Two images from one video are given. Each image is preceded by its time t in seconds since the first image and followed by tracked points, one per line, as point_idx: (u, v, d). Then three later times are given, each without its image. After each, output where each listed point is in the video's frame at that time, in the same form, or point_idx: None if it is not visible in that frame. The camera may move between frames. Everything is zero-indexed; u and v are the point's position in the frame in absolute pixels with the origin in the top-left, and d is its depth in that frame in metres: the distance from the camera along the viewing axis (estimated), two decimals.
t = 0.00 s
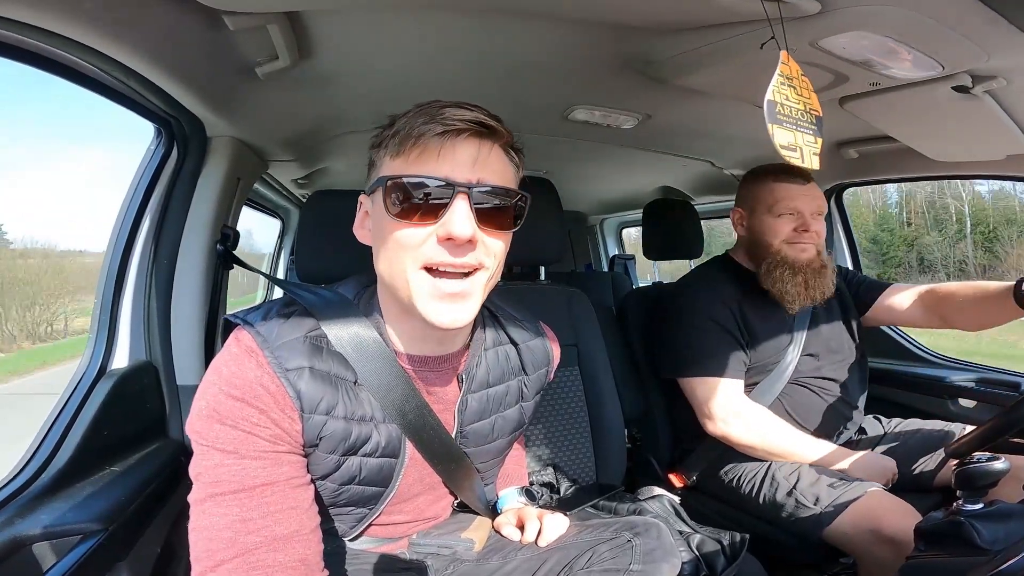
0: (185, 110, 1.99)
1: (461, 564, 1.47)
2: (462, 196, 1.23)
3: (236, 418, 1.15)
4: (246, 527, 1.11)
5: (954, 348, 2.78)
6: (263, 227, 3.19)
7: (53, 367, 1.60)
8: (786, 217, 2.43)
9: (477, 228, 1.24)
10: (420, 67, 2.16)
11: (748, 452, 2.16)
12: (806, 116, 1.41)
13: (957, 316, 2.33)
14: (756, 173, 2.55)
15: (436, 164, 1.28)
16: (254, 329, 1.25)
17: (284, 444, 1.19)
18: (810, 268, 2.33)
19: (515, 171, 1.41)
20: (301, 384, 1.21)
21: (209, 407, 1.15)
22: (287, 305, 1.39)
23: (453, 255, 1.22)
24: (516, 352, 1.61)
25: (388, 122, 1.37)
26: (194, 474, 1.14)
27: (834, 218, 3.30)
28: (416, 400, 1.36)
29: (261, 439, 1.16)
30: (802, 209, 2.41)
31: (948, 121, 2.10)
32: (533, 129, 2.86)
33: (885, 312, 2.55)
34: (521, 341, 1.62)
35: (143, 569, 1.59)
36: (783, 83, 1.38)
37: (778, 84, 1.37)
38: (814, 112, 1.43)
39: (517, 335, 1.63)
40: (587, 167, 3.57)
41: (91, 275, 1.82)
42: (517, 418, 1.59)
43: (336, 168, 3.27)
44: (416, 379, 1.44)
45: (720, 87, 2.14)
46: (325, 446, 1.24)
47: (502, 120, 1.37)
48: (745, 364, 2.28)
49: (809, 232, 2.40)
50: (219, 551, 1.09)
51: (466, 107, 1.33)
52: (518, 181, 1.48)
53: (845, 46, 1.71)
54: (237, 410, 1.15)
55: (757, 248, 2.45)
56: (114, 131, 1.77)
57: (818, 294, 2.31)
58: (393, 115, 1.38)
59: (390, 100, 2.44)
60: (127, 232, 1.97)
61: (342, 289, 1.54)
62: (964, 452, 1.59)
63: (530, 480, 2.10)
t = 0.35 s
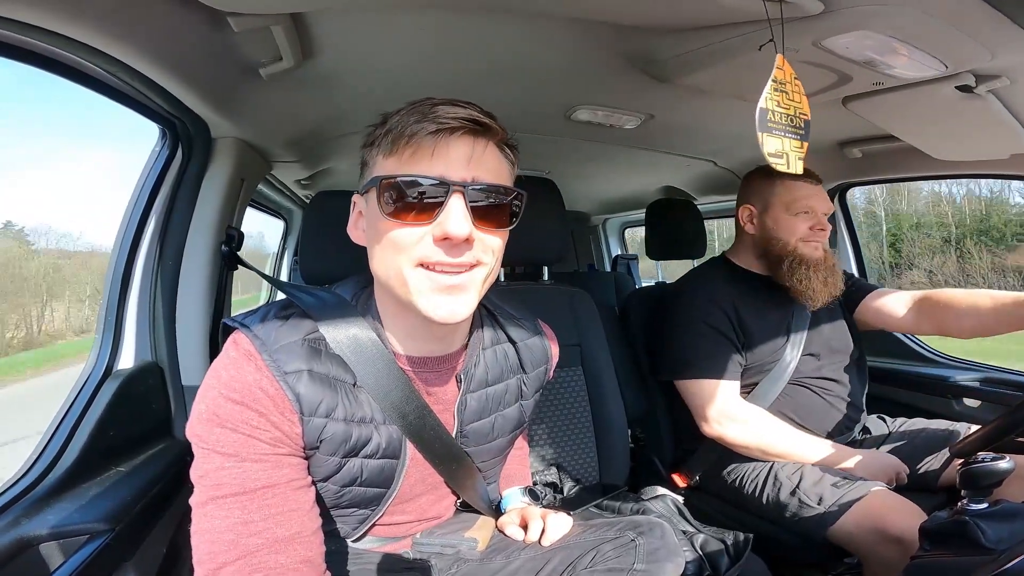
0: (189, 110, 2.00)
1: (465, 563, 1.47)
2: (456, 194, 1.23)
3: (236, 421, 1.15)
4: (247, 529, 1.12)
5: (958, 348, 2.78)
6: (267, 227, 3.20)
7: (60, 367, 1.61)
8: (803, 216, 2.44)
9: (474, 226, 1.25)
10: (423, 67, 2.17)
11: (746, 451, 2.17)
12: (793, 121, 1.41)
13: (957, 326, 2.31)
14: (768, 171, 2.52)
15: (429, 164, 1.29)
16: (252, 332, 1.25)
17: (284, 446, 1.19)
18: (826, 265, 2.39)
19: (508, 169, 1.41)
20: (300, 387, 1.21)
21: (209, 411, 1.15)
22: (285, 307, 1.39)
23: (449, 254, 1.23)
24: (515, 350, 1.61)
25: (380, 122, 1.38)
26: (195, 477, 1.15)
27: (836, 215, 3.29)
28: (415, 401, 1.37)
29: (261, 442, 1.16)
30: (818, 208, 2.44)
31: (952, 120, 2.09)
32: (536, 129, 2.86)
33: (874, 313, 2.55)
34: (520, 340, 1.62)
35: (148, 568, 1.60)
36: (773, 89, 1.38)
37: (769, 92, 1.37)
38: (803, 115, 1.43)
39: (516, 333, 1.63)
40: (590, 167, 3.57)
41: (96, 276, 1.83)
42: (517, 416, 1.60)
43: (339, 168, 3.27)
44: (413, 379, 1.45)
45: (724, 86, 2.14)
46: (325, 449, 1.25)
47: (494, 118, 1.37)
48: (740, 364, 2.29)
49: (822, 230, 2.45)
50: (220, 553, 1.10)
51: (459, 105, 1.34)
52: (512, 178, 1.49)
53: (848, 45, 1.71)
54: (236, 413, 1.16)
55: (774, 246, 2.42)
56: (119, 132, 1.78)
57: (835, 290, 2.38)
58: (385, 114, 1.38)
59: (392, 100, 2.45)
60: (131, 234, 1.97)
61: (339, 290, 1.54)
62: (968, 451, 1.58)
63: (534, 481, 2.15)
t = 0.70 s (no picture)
0: (192, 110, 2.00)
1: (466, 561, 1.48)
2: (451, 192, 1.23)
3: (237, 420, 1.16)
4: (250, 526, 1.13)
5: (960, 346, 2.78)
6: (269, 227, 3.21)
7: (65, 367, 1.62)
8: (812, 215, 2.48)
9: (469, 222, 1.25)
10: (423, 67, 2.17)
11: (745, 448, 2.18)
12: (805, 118, 1.41)
13: (945, 324, 2.31)
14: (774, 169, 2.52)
15: (423, 161, 1.29)
16: (252, 331, 1.26)
17: (286, 445, 1.20)
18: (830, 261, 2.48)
19: (502, 165, 1.42)
20: (301, 386, 1.22)
21: (210, 409, 1.16)
22: (286, 307, 1.39)
23: (445, 250, 1.23)
24: (514, 348, 1.62)
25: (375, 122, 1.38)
26: (198, 475, 1.15)
27: (839, 214, 3.29)
28: (416, 399, 1.38)
29: (263, 440, 1.17)
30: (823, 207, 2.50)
31: (953, 119, 2.09)
32: (537, 128, 2.86)
33: (865, 312, 2.54)
34: (519, 337, 1.63)
35: (152, 566, 1.61)
36: (780, 87, 1.38)
37: (776, 89, 1.37)
38: (814, 112, 1.43)
39: (515, 331, 1.64)
40: (590, 166, 3.57)
41: (99, 275, 1.83)
42: (517, 413, 1.60)
43: (340, 168, 3.28)
44: (413, 377, 1.45)
45: (724, 85, 2.14)
46: (326, 446, 1.25)
47: (488, 115, 1.38)
48: (736, 362, 2.30)
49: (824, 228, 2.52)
50: (224, 551, 1.10)
51: (453, 103, 1.34)
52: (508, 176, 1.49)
53: (849, 44, 1.71)
54: (239, 412, 1.16)
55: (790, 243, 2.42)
56: (121, 133, 1.78)
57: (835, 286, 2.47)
58: (381, 114, 1.39)
59: (393, 99, 2.45)
60: (134, 233, 1.98)
61: (338, 289, 1.55)
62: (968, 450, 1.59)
63: (537, 479, 2.13)
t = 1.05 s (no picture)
0: (194, 110, 2.01)
1: (468, 561, 1.49)
2: (452, 197, 1.23)
3: (238, 420, 1.16)
4: (251, 527, 1.13)
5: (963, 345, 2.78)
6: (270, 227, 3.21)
7: (68, 367, 1.63)
8: (819, 216, 2.48)
9: (470, 229, 1.25)
10: (426, 67, 2.17)
11: (746, 447, 2.18)
12: (805, 117, 1.42)
13: (949, 323, 2.31)
14: (782, 168, 2.52)
15: (424, 165, 1.29)
16: (253, 332, 1.26)
17: (286, 445, 1.20)
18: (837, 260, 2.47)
19: (507, 168, 1.41)
20: (301, 387, 1.22)
21: (211, 410, 1.16)
22: (285, 308, 1.39)
23: (444, 257, 1.22)
24: (515, 347, 1.62)
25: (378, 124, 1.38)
26: (199, 476, 1.15)
27: (841, 214, 3.29)
28: (416, 400, 1.38)
29: (264, 441, 1.17)
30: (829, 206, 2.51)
31: (957, 118, 2.09)
32: (539, 127, 2.86)
33: (870, 308, 2.53)
34: (520, 337, 1.63)
35: (155, 565, 1.61)
36: (784, 85, 1.39)
37: (778, 86, 1.37)
38: (813, 112, 1.44)
39: (515, 331, 1.64)
40: (592, 165, 3.57)
41: (102, 275, 1.84)
42: (518, 413, 1.60)
43: (341, 167, 3.28)
44: (413, 378, 1.45)
45: (726, 84, 2.14)
46: (327, 447, 1.25)
47: (493, 117, 1.37)
48: (740, 361, 2.30)
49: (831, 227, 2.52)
50: (225, 552, 1.10)
51: (457, 105, 1.33)
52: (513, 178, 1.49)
53: (851, 44, 1.70)
54: (239, 413, 1.16)
55: (800, 243, 2.41)
56: (124, 133, 1.78)
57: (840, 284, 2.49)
58: (383, 113, 1.38)
59: (395, 99, 2.45)
60: (137, 233, 1.98)
61: (338, 289, 1.55)
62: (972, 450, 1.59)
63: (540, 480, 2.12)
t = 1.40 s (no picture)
0: (198, 109, 2.01)
1: (468, 561, 1.48)
2: (452, 198, 1.23)
3: (238, 420, 1.16)
4: (250, 527, 1.13)
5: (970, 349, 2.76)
6: (274, 225, 3.21)
7: (70, 364, 1.63)
8: (817, 216, 2.44)
9: (471, 231, 1.24)
10: (429, 65, 2.16)
11: (747, 447, 2.17)
12: (810, 119, 1.40)
13: (956, 328, 2.29)
14: (780, 168, 2.51)
15: (425, 166, 1.28)
16: (253, 332, 1.26)
17: (286, 445, 1.20)
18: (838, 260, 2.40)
19: (510, 168, 1.40)
20: (301, 386, 1.22)
21: (211, 409, 1.16)
22: (285, 307, 1.39)
23: (444, 259, 1.22)
24: (516, 348, 1.61)
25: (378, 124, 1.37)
26: (199, 476, 1.16)
27: (846, 217, 3.27)
28: (417, 400, 1.38)
29: (263, 441, 1.17)
30: (829, 207, 2.46)
31: (963, 119, 2.07)
32: (542, 127, 2.85)
33: (878, 312, 2.52)
34: (521, 337, 1.63)
35: (154, 564, 1.61)
36: (788, 90, 1.38)
37: (784, 92, 1.37)
38: (820, 112, 1.42)
39: (517, 331, 1.64)
40: (596, 165, 3.55)
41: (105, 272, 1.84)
42: (520, 414, 1.60)
43: (345, 166, 3.28)
44: (414, 378, 1.45)
45: (730, 84, 2.12)
46: (327, 447, 1.25)
47: (495, 116, 1.37)
48: (747, 363, 2.29)
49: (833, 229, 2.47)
50: (224, 552, 1.10)
51: (458, 104, 1.33)
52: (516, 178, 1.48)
53: (857, 44, 1.69)
54: (239, 412, 1.16)
55: (791, 246, 2.39)
56: (128, 131, 1.79)
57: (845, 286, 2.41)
58: (383, 113, 1.38)
59: (398, 98, 2.44)
60: (140, 231, 1.99)
61: (338, 289, 1.55)
62: (973, 454, 1.57)
63: (539, 479, 2.10)
